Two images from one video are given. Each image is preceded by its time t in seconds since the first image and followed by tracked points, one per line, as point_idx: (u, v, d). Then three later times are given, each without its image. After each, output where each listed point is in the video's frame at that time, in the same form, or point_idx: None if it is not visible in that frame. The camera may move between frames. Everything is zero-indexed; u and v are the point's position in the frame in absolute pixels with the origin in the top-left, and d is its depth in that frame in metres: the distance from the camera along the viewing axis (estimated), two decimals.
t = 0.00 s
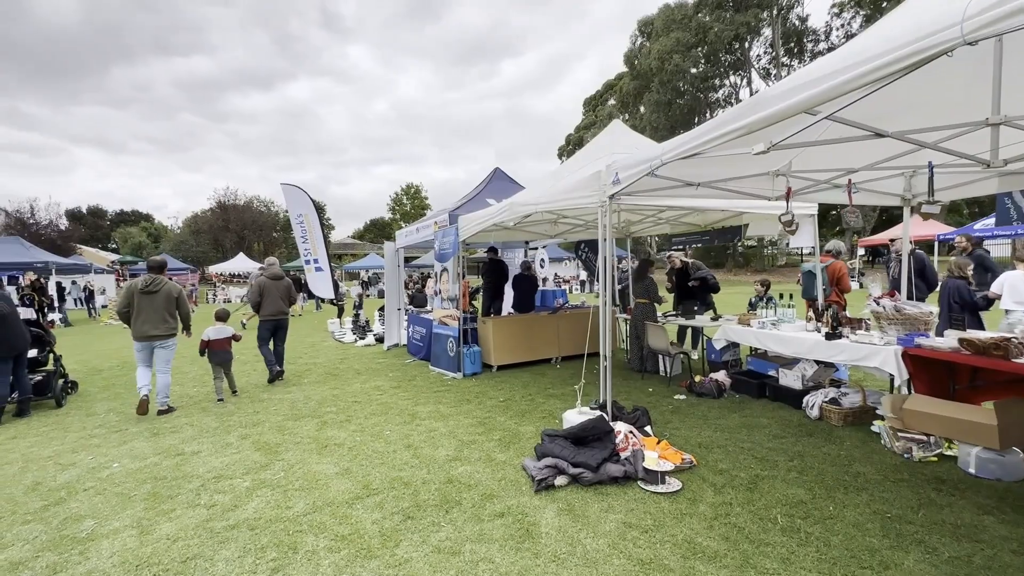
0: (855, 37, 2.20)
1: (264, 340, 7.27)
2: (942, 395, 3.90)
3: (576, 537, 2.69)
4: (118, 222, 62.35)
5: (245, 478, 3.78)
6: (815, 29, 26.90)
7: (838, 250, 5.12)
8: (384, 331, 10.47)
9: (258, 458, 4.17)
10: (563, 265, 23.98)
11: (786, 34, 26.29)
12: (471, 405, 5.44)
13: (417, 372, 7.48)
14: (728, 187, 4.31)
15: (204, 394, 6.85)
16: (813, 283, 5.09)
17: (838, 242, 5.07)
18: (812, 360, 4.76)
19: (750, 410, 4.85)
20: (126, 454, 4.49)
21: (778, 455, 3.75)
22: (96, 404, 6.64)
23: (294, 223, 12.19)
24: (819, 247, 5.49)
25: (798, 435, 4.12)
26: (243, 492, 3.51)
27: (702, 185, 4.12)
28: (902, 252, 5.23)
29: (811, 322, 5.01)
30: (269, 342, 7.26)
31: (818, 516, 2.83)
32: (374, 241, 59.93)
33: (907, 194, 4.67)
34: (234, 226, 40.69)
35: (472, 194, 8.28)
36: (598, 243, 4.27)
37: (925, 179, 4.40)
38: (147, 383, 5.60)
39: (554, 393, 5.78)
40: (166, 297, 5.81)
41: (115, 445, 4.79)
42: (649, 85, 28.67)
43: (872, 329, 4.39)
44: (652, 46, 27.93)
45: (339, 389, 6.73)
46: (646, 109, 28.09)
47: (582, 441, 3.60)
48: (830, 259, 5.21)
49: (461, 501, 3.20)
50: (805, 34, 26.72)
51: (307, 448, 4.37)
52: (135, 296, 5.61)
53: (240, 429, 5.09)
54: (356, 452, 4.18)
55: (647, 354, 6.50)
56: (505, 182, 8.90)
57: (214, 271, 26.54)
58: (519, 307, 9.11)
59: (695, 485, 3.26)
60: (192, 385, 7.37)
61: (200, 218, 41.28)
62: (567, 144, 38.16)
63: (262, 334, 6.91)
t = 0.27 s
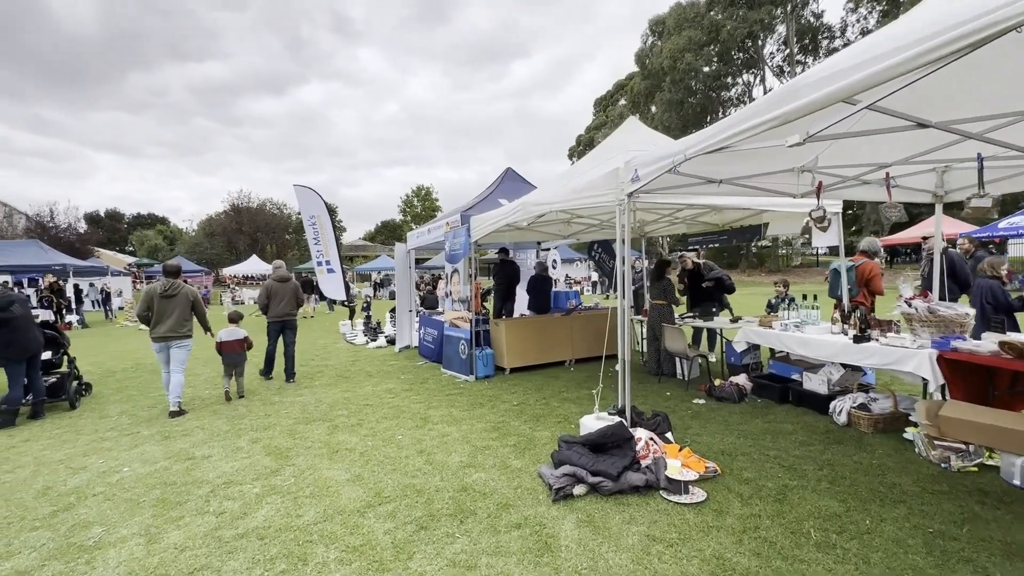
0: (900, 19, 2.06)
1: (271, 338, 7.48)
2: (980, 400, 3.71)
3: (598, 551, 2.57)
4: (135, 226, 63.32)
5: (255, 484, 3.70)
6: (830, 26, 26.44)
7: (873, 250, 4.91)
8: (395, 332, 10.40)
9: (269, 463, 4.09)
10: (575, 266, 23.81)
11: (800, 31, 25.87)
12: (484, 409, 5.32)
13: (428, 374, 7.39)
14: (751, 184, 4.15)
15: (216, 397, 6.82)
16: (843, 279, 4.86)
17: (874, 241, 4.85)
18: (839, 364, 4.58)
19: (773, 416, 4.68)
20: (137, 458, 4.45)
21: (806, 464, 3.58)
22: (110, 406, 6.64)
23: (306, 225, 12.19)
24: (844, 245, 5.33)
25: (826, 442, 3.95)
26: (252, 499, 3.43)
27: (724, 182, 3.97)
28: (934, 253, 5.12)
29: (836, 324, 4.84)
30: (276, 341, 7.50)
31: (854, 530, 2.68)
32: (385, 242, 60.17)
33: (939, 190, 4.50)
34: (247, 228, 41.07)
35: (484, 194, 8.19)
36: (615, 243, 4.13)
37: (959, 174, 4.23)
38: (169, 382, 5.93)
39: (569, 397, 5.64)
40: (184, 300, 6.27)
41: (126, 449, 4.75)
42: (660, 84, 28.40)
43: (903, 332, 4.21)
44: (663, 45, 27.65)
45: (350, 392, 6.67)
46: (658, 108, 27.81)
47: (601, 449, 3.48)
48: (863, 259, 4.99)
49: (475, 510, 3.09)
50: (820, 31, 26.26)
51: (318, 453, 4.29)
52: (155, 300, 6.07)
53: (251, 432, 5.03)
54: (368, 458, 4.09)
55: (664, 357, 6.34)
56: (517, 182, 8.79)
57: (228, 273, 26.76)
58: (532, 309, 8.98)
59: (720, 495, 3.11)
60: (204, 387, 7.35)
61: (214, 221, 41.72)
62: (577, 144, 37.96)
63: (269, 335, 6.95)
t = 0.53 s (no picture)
0: None
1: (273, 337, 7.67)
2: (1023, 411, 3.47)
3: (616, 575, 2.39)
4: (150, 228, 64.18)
5: (258, 494, 3.58)
6: (846, 22, 25.93)
7: (908, 250, 4.67)
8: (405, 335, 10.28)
9: (273, 473, 3.97)
10: (585, 268, 23.58)
11: (815, 28, 25.40)
12: (494, 416, 5.16)
13: (438, 378, 7.25)
14: (774, 182, 3.95)
15: (223, 401, 6.75)
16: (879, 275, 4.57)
17: (909, 239, 4.63)
18: (867, 370, 4.35)
19: (797, 425, 4.47)
20: (139, 466, 4.35)
21: (836, 479, 3.37)
22: (117, 410, 6.59)
23: (316, 227, 12.14)
24: (872, 245, 5.10)
25: (856, 455, 3.73)
26: (254, 511, 3.31)
27: (746, 180, 3.78)
28: (967, 253, 4.90)
29: (863, 328, 4.61)
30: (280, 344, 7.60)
31: (895, 555, 2.47)
32: (396, 244, 60.29)
33: (974, 187, 4.27)
34: (259, 231, 41.39)
35: (494, 194, 8.05)
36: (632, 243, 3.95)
37: (996, 170, 4.00)
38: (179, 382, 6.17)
39: (582, 403, 5.46)
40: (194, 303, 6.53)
41: (130, 456, 4.67)
42: (672, 84, 28.07)
43: (937, 338, 3.98)
44: (674, 44, 27.33)
45: (358, 396, 6.55)
46: (669, 108, 27.49)
47: (617, 460, 3.30)
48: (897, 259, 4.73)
49: (485, 527, 2.93)
50: (836, 28, 25.77)
51: (324, 462, 4.17)
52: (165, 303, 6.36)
53: (256, 439, 4.92)
54: (374, 467, 3.95)
55: (680, 362, 6.13)
56: (528, 182, 8.63)
57: (239, 275, 26.93)
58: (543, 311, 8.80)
59: (746, 513, 2.91)
60: (212, 392, 7.27)
61: (227, 224, 42.10)
62: (587, 145, 37.72)
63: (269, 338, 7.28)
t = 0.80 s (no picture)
0: None
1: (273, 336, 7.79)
2: None
3: None
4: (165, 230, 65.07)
5: (261, 505, 3.47)
6: (862, 18, 25.43)
7: (943, 251, 4.38)
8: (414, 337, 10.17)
9: (277, 482, 3.86)
10: (596, 269, 23.34)
11: (830, 24, 24.93)
12: (504, 423, 5.01)
13: (447, 383, 7.11)
14: (800, 180, 3.76)
15: (230, 404, 6.68)
16: (924, 278, 4.20)
17: (942, 239, 4.36)
18: (897, 378, 4.14)
19: (822, 434, 4.26)
20: (142, 473, 4.27)
21: (869, 495, 3.16)
22: (125, 414, 6.55)
23: (325, 228, 12.11)
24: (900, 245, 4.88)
25: (888, 468, 3.52)
26: (255, 523, 3.19)
27: (770, 179, 3.59)
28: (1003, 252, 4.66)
29: (892, 333, 4.40)
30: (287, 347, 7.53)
31: None
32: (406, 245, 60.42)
33: (1012, 184, 4.03)
34: (271, 232, 41.71)
35: (505, 195, 7.92)
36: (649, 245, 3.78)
37: None
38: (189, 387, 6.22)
39: (595, 410, 5.30)
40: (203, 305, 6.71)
41: (134, 462, 4.59)
42: (683, 82, 27.75)
43: (973, 344, 3.76)
44: (686, 42, 27.02)
45: (365, 401, 6.43)
46: (681, 107, 27.17)
47: (634, 473, 3.14)
48: (933, 261, 4.42)
49: (494, 544, 2.78)
50: (852, 23, 25.28)
51: (329, 470, 4.04)
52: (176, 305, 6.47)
53: (260, 446, 4.82)
54: (380, 477, 3.82)
55: (696, 367, 5.94)
56: (539, 182, 8.49)
57: (251, 277, 27.10)
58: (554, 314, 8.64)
59: (773, 532, 2.73)
60: (219, 395, 7.22)
61: (239, 226, 42.48)
62: (598, 146, 37.47)
63: (275, 337, 7.64)
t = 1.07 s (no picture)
0: None
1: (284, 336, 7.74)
2: None
3: None
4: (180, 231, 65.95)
5: (267, 511, 3.37)
6: (880, 13, 24.90)
7: (983, 248, 4.21)
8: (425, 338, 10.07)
9: (284, 486, 3.76)
10: (608, 269, 23.11)
11: (847, 19, 24.45)
12: (516, 426, 4.88)
13: (458, 384, 7.00)
14: (829, 174, 3.57)
15: (240, 405, 6.63)
16: (969, 275, 4.03)
17: (982, 236, 4.19)
18: (930, 382, 3.93)
19: (850, 441, 4.06)
20: (149, 475, 4.21)
21: (906, 507, 2.98)
22: (135, 414, 6.53)
23: (337, 228, 12.08)
24: (932, 242, 4.67)
25: (924, 479, 3.32)
26: (260, 530, 3.09)
27: (798, 172, 3.41)
28: None
29: (923, 335, 4.19)
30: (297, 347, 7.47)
31: None
32: (417, 246, 60.58)
33: None
34: (284, 233, 42.02)
35: (516, 193, 7.79)
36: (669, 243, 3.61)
37: None
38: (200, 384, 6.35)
39: (610, 413, 5.14)
40: (221, 306, 7.04)
41: (142, 464, 4.54)
42: (696, 80, 27.41)
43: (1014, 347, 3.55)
44: (699, 40, 26.68)
45: (375, 402, 6.34)
46: (693, 106, 26.83)
47: (654, 482, 2.99)
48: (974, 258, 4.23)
49: (508, 555, 2.65)
50: (869, 19, 24.76)
51: (337, 475, 3.94)
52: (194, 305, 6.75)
53: (269, 448, 4.73)
54: (389, 482, 3.70)
55: (715, 370, 5.75)
56: (551, 180, 8.33)
57: (264, 277, 27.31)
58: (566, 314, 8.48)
59: (805, 548, 2.56)
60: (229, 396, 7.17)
61: (252, 227, 42.87)
62: (609, 145, 37.21)
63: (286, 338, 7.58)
